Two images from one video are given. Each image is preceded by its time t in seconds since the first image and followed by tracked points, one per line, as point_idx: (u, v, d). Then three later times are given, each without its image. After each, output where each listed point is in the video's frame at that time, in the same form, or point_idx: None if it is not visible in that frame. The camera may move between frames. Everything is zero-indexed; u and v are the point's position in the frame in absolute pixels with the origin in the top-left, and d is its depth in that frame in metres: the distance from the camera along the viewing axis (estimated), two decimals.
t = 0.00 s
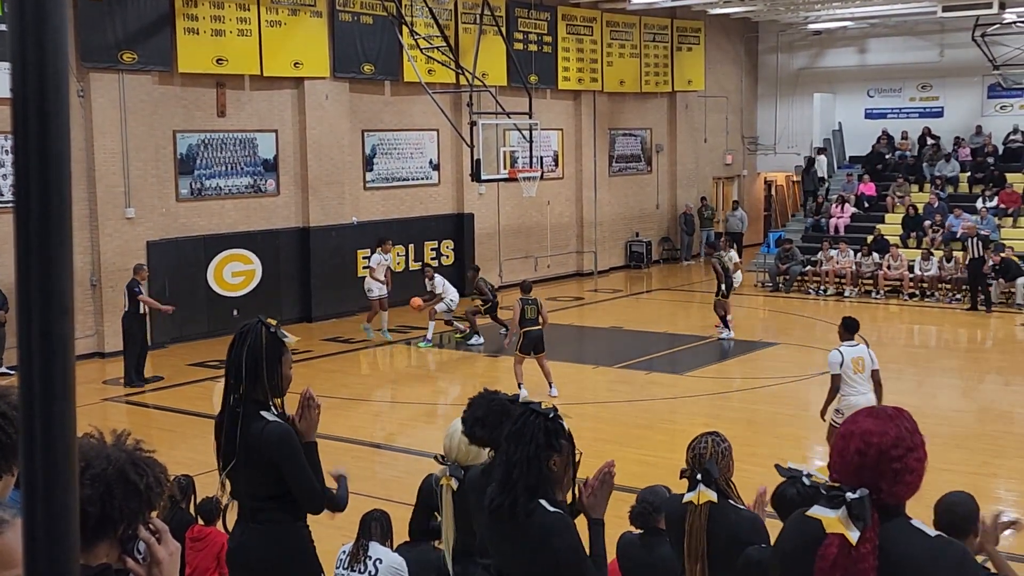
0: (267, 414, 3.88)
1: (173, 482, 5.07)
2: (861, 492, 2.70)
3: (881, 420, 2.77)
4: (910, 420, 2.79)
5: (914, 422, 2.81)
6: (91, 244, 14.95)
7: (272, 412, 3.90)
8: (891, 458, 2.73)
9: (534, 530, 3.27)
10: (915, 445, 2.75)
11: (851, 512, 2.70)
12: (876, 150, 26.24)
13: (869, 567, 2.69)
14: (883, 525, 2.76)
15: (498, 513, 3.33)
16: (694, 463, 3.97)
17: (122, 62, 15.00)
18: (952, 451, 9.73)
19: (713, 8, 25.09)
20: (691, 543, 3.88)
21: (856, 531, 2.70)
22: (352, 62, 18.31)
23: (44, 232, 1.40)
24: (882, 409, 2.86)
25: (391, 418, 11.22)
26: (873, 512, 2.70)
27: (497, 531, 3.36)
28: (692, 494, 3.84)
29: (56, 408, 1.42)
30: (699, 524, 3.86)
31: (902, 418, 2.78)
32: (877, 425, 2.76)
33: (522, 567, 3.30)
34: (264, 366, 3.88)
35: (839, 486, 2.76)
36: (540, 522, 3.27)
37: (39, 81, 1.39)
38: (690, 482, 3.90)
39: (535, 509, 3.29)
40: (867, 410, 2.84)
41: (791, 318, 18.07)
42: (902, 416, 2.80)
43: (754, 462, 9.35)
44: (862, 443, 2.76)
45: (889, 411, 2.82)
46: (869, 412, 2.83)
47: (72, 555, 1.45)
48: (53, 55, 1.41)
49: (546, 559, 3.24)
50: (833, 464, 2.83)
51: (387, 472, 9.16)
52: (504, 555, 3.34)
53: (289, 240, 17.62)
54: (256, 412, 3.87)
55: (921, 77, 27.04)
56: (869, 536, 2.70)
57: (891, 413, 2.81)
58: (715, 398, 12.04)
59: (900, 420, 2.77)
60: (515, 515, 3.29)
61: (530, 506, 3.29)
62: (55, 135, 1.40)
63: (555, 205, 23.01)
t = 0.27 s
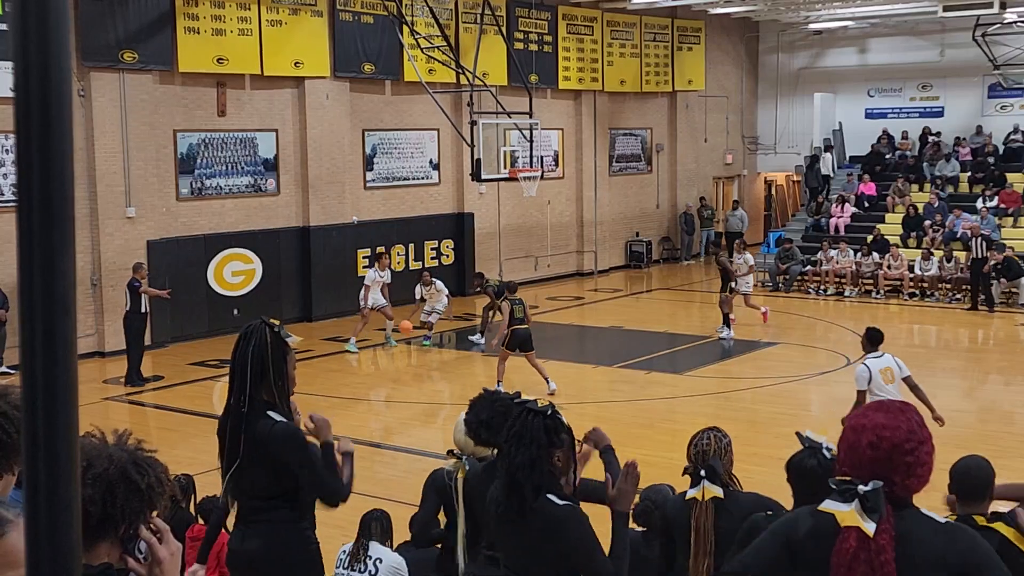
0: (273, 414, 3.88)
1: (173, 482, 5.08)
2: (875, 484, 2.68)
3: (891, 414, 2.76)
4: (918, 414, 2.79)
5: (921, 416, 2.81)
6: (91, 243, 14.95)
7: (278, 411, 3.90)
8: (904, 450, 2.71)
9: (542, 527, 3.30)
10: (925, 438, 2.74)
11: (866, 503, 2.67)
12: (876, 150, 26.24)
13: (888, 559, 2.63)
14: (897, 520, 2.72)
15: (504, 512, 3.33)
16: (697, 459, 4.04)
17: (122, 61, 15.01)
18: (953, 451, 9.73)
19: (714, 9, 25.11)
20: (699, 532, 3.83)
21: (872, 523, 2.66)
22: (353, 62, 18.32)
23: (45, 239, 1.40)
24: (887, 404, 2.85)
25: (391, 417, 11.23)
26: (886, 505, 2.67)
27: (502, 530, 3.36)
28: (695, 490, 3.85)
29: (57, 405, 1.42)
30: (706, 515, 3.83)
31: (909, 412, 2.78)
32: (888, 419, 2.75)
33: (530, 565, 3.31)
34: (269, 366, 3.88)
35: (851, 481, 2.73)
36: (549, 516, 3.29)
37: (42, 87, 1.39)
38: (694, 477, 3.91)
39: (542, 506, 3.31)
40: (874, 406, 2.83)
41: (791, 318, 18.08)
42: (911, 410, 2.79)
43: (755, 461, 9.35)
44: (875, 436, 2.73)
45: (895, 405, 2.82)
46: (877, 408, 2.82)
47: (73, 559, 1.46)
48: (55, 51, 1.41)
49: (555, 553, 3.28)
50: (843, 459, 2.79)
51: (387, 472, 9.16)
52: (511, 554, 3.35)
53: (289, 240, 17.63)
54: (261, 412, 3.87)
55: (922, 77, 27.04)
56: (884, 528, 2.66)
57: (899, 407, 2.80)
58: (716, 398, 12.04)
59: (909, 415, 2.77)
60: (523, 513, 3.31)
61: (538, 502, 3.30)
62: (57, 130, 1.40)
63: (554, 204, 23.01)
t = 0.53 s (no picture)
0: (277, 405, 3.89)
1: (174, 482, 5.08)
2: (849, 489, 2.62)
3: (868, 419, 2.69)
4: (893, 419, 2.73)
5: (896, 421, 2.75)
6: (91, 243, 14.95)
7: (281, 403, 3.91)
8: (881, 457, 2.65)
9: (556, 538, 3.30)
10: (901, 444, 2.69)
11: (840, 509, 2.62)
12: (876, 150, 26.26)
13: (859, 566, 2.59)
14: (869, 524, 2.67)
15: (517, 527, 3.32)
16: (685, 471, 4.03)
17: (122, 61, 15.00)
18: (952, 451, 9.73)
19: (713, 8, 25.12)
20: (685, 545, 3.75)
21: (846, 528, 2.62)
22: (352, 61, 18.32)
23: (47, 245, 1.40)
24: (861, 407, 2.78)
25: (390, 417, 11.23)
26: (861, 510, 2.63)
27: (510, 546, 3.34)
28: (680, 501, 3.76)
29: (58, 403, 1.42)
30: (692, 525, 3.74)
31: (885, 416, 2.72)
32: (867, 424, 2.68)
33: None
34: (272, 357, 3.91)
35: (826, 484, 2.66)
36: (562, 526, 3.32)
37: (43, 87, 1.39)
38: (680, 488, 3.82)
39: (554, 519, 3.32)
40: (848, 409, 2.76)
41: (790, 318, 18.09)
42: (886, 416, 2.73)
43: (754, 462, 9.34)
44: (851, 440, 2.66)
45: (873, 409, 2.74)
46: (853, 411, 2.74)
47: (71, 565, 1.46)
48: (57, 50, 1.41)
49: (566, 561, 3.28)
50: (817, 461, 2.72)
51: (387, 472, 9.15)
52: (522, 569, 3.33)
53: (288, 239, 17.62)
54: (266, 405, 3.87)
55: (921, 77, 27.07)
56: (856, 534, 2.62)
57: (877, 412, 2.72)
58: (715, 398, 12.03)
59: (886, 420, 2.70)
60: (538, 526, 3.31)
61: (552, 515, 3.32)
62: (57, 130, 1.40)
63: (554, 204, 23.03)
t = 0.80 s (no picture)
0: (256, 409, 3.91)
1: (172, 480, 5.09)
2: (813, 490, 2.82)
3: (837, 422, 2.85)
4: (867, 421, 2.86)
5: (873, 422, 2.88)
6: (89, 242, 14.93)
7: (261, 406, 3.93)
8: (844, 459, 2.81)
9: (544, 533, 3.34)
10: (869, 445, 2.83)
11: (804, 509, 2.82)
12: (874, 150, 26.24)
13: (818, 562, 2.80)
14: (839, 521, 2.85)
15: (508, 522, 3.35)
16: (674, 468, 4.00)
17: (120, 60, 15.00)
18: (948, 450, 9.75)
19: (712, 8, 25.10)
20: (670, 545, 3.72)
21: (807, 528, 2.83)
22: (350, 61, 18.32)
23: (47, 244, 1.39)
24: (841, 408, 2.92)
25: (388, 417, 11.24)
26: (823, 510, 2.82)
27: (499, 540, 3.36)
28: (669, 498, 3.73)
29: (57, 408, 1.42)
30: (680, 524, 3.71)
31: (857, 419, 2.86)
32: (833, 428, 2.84)
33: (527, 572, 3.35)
34: (250, 362, 3.92)
35: (793, 485, 2.86)
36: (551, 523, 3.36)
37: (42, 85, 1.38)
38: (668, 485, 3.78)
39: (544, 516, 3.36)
40: (825, 411, 2.92)
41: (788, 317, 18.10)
42: (860, 418, 2.87)
43: (752, 461, 9.37)
44: (817, 442, 2.84)
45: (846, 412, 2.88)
46: (828, 413, 2.90)
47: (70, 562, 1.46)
48: (54, 54, 1.40)
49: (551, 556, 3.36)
50: (793, 463, 2.91)
51: (385, 471, 9.17)
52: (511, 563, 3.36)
53: (286, 239, 17.62)
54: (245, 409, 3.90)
55: (919, 77, 27.06)
56: (819, 532, 2.83)
57: (848, 415, 2.88)
58: (712, 398, 12.05)
59: (856, 423, 2.85)
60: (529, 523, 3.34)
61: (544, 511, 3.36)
62: (54, 135, 1.40)
63: (552, 204, 23.00)
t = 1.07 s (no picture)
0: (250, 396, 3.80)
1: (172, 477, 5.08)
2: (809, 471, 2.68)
3: (839, 406, 2.72)
4: (872, 408, 2.73)
5: (878, 410, 2.75)
6: (85, 242, 14.92)
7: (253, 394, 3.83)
8: (843, 443, 2.67)
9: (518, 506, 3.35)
10: (871, 432, 2.69)
11: (798, 489, 2.67)
12: (871, 150, 26.25)
13: (802, 546, 2.66)
14: (833, 508, 2.71)
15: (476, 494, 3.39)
16: (684, 455, 4.00)
17: (117, 60, 14.98)
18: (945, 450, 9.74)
19: (709, 7, 25.13)
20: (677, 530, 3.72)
21: (799, 509, 2.68)
22: (347, 60, 18.30)
23: (44, 235, 1.39)
24: (846, 395, 2.79)
25: (385, 416, 11.24)
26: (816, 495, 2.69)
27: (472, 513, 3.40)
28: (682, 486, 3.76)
29: (51, 405, 1.42)
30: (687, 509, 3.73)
31: (861, 404, 2.73)
32: (833, 411, 2.71)
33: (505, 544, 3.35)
34: (240, 349, 3.87)
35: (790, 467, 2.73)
36: (526, 496, 3.37)
37: (37, 80, 1.39)
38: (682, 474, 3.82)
39: (515, 487, 3.38)
40: (829, 395, 2.79)
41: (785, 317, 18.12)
42: (864, 404, 2.73)
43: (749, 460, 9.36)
44: (815, 424, 2.71)
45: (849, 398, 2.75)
46: (831, 398, 2.77)
47: (67, 558, 1.45)
48: (51, 53, 1.41)
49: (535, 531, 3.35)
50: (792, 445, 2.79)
51: (382, 471, 9.16)
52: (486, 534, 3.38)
53: (283, 239, 17.60)
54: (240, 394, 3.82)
55: (916, 77, 27.10)
56: (810, 516, 2.68)
57: (856, 398, 2.74)
58: (709, 397, 12.04)
59: (858, 406, 2.71)
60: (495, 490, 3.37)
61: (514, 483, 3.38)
62: (51, 132, 1.40)
63: (549, 203, 23.02)
